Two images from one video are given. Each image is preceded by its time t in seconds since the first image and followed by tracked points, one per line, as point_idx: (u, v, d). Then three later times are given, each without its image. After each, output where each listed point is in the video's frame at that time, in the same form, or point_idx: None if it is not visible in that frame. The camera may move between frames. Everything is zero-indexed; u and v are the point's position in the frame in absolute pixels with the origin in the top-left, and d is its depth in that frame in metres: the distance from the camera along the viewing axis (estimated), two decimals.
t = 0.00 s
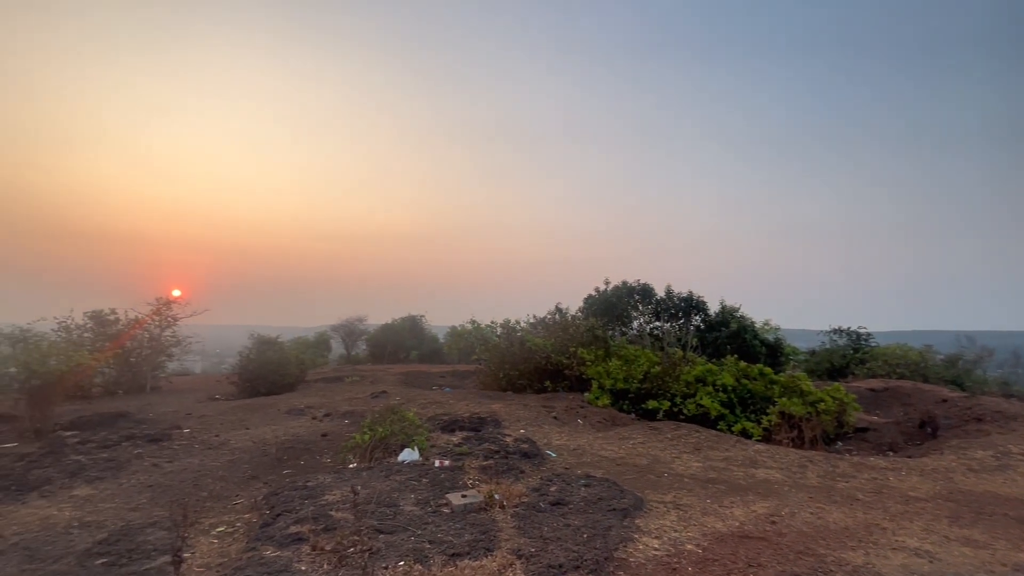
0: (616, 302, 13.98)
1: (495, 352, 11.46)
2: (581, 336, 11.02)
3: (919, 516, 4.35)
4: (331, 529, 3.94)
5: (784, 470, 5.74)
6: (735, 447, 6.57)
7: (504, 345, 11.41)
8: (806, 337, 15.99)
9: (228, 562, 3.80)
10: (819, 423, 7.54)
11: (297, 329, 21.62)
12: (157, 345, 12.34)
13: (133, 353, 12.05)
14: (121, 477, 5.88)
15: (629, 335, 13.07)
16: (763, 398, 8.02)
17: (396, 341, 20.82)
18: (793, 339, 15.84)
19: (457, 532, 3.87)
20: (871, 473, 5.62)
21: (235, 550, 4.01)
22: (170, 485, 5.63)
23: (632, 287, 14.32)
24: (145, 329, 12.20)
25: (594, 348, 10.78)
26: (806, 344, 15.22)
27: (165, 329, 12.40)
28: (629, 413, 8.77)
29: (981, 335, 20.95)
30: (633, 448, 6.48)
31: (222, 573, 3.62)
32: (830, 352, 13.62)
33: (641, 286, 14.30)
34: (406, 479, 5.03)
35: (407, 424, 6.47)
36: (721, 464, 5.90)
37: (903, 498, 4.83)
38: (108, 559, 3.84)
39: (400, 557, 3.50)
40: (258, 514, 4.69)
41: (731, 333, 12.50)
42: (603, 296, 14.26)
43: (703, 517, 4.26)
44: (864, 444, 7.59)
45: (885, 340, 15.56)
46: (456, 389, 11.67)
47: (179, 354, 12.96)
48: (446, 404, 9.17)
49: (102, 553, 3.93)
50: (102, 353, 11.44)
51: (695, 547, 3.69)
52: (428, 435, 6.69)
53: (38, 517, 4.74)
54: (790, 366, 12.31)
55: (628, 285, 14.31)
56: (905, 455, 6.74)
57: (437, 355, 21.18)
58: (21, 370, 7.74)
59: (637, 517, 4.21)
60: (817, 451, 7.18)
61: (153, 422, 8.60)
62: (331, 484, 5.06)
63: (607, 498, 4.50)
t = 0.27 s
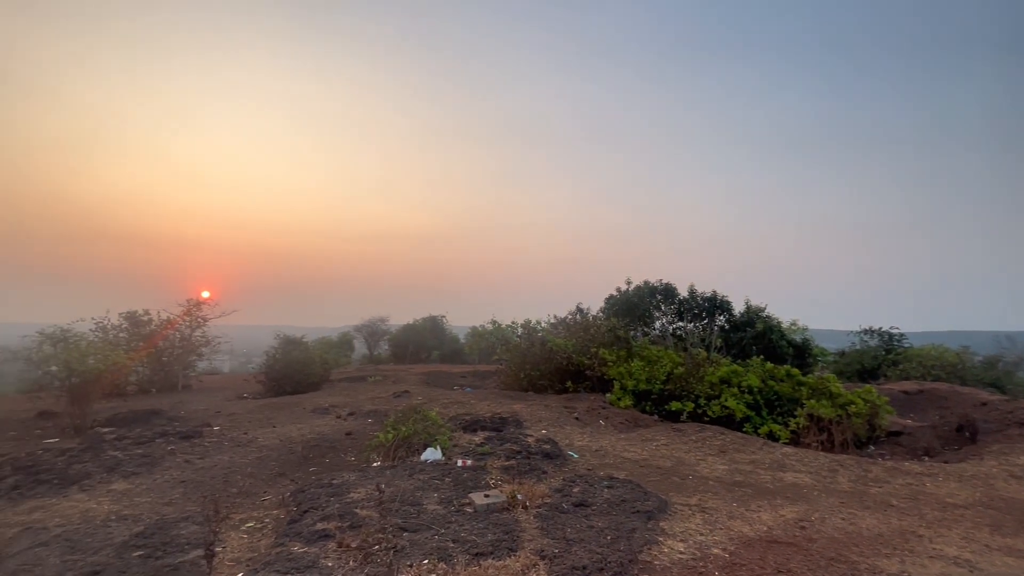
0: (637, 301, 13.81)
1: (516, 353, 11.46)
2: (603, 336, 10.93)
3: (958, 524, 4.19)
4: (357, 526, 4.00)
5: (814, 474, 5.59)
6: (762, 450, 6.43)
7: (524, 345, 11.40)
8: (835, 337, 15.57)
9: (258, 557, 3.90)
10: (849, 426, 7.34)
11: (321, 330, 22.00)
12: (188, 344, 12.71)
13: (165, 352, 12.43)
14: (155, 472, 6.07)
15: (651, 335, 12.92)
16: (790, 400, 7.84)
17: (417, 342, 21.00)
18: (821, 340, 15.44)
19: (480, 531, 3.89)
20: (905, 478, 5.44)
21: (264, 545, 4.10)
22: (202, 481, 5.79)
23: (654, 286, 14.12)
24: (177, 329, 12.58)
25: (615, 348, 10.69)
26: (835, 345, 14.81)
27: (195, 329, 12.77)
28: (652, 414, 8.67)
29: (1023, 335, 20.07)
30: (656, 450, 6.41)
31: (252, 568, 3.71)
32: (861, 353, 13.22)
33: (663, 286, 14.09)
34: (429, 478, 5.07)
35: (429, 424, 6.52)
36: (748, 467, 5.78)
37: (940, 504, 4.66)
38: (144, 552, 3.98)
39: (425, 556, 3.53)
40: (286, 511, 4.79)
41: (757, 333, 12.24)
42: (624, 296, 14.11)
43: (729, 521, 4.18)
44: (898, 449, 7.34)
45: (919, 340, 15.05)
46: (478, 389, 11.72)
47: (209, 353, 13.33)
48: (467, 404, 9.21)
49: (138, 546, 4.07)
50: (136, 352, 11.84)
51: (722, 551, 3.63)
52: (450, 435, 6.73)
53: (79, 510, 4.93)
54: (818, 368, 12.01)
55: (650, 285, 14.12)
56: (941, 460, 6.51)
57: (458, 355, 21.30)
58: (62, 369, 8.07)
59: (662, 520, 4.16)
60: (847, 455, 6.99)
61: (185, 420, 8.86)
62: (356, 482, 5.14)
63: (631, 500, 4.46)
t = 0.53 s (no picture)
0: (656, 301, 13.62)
1: (534, 353, 11.45)
2: (621, 336, 10.84)
3: (992, 530, 4.05)
4: (378, 524, 4.05)
5: (840, 477, 5.46)
6: (786, 452, 6.31)
7: (542, 346, 11.37)
8: (862, 338, 15.17)
9: (281, 553, 3.97)
10: (877, 429, 7.15)
11: (341, 330, 22.31)
12: (213, 344, 13.01)
13: (192, 352, 12.75)
14: (183, 469, 6.24)
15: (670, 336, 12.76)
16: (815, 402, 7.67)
17: (436, 342, 21.13)
18: (846, 340, 15.07)
19: (499, 531, 3.90)
20: (937, 483, 5.27)
21: (288, 542, 4.18)
22: (227, 478, 5.92)
23: (674, 285, 13.91)
24: (202, 330, 12.90)
25: (634, 349, 10.60)
26: (861, 346, 14.44)
27: (220, 330, 13.07)
28: (672, 416, 8.58)
29: None
30: (677, 452, 6.33)
31: (276, 563, 3.78)
32: (888, 354, 12.85)
33: (683, 285, 13.87)
34: (448, 478, 5.10)
35: (448, 424, 6.56)
36: (771, 469, 5.68)
37: (974, 510, 4.51)
38: (173, 546, 4.09)
39: (445, 555, 3.55)
40: (309, 508, 4.87)
41: (780, 333, 12.00)
42: (643, 295, 13.94)
43: (753, 525, 4.11)
44: (929, 453, 7.12)
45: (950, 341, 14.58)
46: (496, 389, 11.74)
47: (233, 353, 13.62)
48: (485, 404, 9.24)
49: (167, 540, 4.18)
50: (164, 352, 12.17)
51: (745, 555, 3.57)
52: (469, 434, 6.76)
53: (111, 505, 5.09)
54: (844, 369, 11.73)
55: (669, 284, 13.92)
56: (974, 465, 6.30)
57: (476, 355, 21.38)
58: (94, 368, 8.35)
59: (683, 522, 4.11)
60: (875, 458, 6.81)
61: (210, 418, 9.07)
62: (376, 480, 5.19)
63: (651, 502, 4.42)
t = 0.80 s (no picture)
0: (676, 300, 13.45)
1: (551, 353, 11.42)
2: (640, 337, 10.74)
3: None
4: (398, 523, 4.09)
5: (867, 481, 5.33)
6: (810, 455, 6.18)
7: (560, 346, 11.33)
8: (889, 338, 14.76)
9: (304, 549, 4.03)
10: (906, 432, 6.95)
11: (360, 330, 22.59)
12: (237, 344, 13.30)
13: (216, 352, 13.05)
14: (209, 465, 6.38)
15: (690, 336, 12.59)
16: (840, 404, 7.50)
17: (453, 342, 21.25)
18: (873, 341, 14.68)
19: (519, 531, 3.90)
20: (970, 488, 5.10)
21: (310, 538, 4.24)
22: (251, 475, 6.05)
23: (693, 285, 13.72)
24: (226, 330, 13.19)
25: (653, 349, 10.48)
26: (889, 347, 14.05)
27: (243, 330, 13.36)
28: (692, 417, 8.47)
29: None
30: (697, 453, 6.25)
31: (299, 559, 3.85)
32: (917, 354, 12.48)
33: (702, 284, 13.67)
34: (467, 477, 5.12)
35: (466, 423, 6.58)
36: (795, 472, 5.57)
37: (1010, 517, 4.35)
38: (200, 540, 4.19)
39: (465, 554, 3.57)
40: (330, 506, 4.94)
41: (803, 334, 11.75)
42: (662, 295, 13.78)
43: (777, 528, 4.04)
44: (961, 456, 6.90)
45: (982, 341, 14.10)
46: (513, 390, 11.74)
47: (256, 352, 13.90)
48: (503, 404, 9.25)
49: (195, 535, 4.29)
50: (190, 351, 12.49)
51: (769, 560, 3.51)
52: (487, 434, 6.77)
53: (141, 500, 5.24)
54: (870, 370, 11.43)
55: (688, 283, 13.73)
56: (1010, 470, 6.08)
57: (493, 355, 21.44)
58: (124, 367, 8.60)
59: (705, 525, 4.05)
60: (903, 462, 6.62)
61: (235, 416, 9.27)
62: (396, 479, 5.24)
63: (672, 504, 4.37)
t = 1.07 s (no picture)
0: (699, 300, 13.22)
1: (573, 353, 11.36)
2: (663, 337, 10.61)
3: None
4: (422, 521, 4.12)
5: (902, 486, 5.15)
6: (841, 459, 6.01)
7: (581, 346, 11.26)
8: (923, 338, 14.26)
9: (330, 545, 4.10)
10: (943, 436, 6.70)
11: (382, 330, 22.90)
12: (264, 343, 13.62)
13: (244, 351, 13.39)
14: (238, 462, 6.55)
15: (714, 336, 12.37)
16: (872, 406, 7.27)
17: (473, 342, 21.35)
18: (906, 342, 14.19)
19: (542, 532, 3.89)
20: (1012, 495, 4.89)
21: (336, 535, 4.31)
22: (278, 472, 6.18)
23: (717, 284, 13.47)
24: (254, 330, 13.52)
25: (677, 350, 10.34)
26: (923, 347, 13.57)
27: (270, 330, 13.67)
28: (716, 418, 8.33)
29: None
30: (723, 456, 6.14)
31: (326, 555, 3.92)
32: (954, 355, 12.01)
33: (727, 283, 13.41)
34: (489, 477, 5.14)
35: (489, 423, 6.60)
36: (825, 476, 5.42)
37: None
38: (231, 535, 4.30)
39: (488, 553, 3.58)
40: (355, 503, 5.01)
41: (833, 334, 11.42)
42: (685, 294, 13.56)
43: (806, 533, 3.94)
44: (1003, 462, 6.61)
45: None
46: (534, 390, 11.73)
47: (282, 352, 14.21)
48: (524, 404, 9.25)
49: (226, 530, 4.40)
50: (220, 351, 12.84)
51: (799, 566, 3.42)
52: (509, 434, 6.78)
53: (174, 495, 5.41)
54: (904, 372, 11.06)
55: (712, 283, 13.49)
56: None
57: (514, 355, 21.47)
58: (158, 366, 8.90)
59: (731, 529, 3.98)
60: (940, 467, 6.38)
61: (262, 414, 9.49)
62: (419, 477, 5.29)
63: (697, 507, 4.30)
